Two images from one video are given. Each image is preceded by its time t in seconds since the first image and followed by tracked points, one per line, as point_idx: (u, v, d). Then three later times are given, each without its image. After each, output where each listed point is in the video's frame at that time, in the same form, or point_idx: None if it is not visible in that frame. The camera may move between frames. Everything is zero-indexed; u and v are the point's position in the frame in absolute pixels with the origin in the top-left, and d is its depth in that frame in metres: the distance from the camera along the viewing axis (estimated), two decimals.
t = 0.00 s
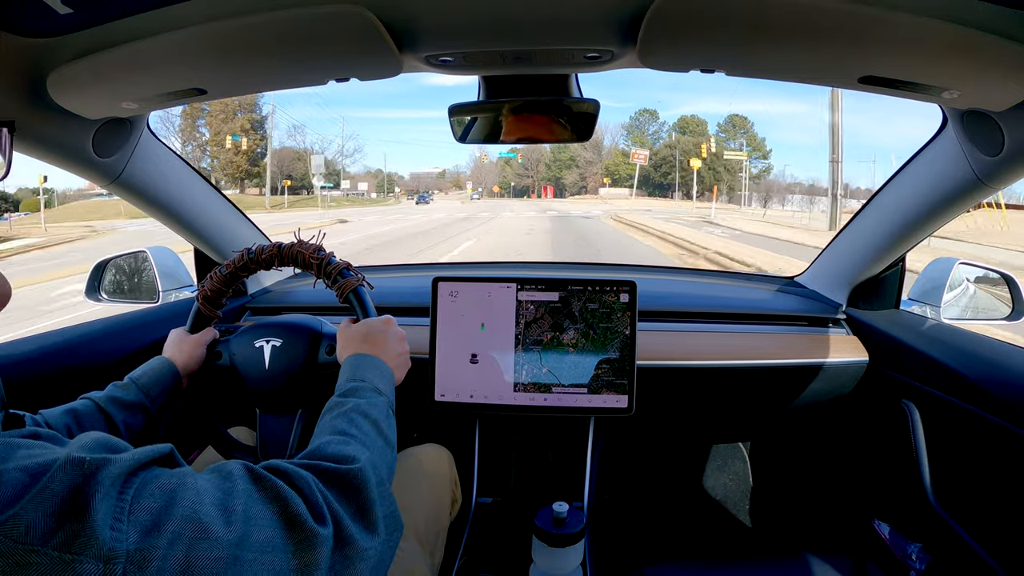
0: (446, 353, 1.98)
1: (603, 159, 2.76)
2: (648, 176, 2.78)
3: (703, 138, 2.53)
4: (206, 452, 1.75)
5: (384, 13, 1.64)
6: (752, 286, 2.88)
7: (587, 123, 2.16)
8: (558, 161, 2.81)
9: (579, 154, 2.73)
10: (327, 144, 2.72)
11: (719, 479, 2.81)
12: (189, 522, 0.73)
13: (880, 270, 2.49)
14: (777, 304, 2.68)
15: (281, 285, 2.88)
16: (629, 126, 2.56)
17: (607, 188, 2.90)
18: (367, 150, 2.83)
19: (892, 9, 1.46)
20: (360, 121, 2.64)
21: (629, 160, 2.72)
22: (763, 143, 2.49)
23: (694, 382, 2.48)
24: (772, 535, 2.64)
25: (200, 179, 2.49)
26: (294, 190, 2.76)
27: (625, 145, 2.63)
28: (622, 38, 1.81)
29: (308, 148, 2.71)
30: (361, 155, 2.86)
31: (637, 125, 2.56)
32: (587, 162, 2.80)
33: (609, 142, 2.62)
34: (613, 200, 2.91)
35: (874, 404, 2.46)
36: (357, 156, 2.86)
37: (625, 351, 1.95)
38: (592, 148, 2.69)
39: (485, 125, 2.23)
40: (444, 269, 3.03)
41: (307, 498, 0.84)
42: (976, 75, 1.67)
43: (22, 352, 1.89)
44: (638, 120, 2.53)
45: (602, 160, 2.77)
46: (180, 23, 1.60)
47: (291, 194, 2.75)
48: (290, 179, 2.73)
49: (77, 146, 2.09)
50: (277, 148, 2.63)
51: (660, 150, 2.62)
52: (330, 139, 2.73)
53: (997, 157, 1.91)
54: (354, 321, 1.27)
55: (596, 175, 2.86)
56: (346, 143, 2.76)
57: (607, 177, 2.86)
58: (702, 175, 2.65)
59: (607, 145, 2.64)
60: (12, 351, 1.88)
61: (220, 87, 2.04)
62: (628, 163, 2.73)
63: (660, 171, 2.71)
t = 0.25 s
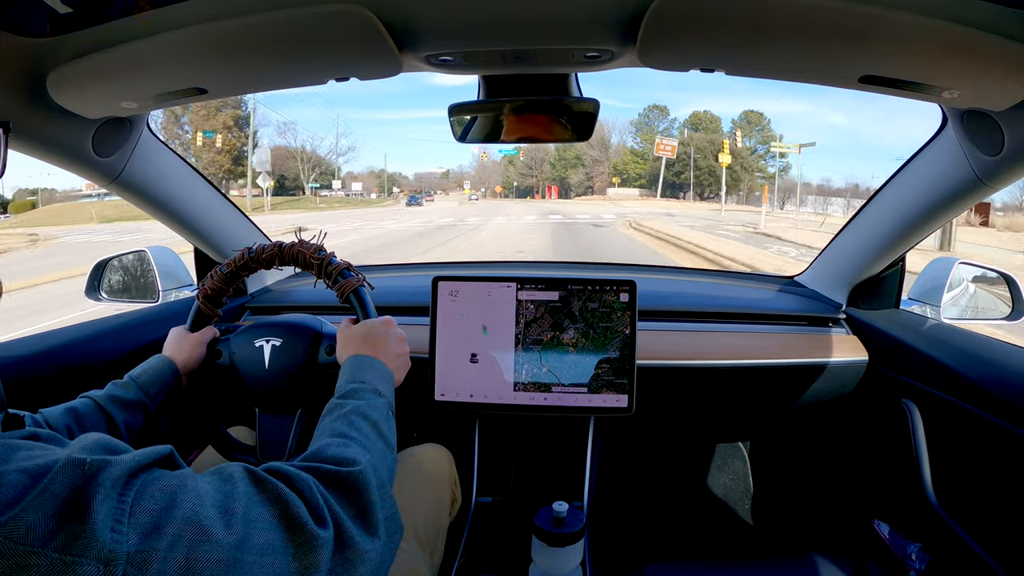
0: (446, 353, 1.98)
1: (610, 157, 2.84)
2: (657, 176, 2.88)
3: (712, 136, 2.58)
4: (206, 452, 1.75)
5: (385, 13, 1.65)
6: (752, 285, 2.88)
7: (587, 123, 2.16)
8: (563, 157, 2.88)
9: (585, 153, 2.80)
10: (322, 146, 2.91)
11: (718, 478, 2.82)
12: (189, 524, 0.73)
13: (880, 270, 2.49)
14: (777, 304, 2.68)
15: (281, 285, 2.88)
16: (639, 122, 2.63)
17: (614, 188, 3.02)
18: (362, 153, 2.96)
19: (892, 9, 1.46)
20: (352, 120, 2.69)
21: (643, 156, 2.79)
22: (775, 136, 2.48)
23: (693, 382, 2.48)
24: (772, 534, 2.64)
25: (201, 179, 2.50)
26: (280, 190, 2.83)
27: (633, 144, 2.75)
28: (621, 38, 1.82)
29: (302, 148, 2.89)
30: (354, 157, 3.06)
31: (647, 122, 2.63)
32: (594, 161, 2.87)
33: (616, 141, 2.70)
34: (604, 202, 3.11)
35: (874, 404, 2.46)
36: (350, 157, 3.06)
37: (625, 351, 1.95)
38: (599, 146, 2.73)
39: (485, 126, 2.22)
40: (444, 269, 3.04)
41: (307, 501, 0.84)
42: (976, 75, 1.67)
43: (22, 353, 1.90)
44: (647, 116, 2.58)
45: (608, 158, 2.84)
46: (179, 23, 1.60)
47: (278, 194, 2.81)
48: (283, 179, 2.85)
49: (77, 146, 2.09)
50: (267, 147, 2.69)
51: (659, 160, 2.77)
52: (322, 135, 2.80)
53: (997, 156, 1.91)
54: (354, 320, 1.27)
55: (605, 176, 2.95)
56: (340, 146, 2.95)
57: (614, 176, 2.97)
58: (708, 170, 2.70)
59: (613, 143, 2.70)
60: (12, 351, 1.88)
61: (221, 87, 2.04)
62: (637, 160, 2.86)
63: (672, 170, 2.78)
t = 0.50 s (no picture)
0: (446, 354, 1.98)
1: (617, 154, 2.66)
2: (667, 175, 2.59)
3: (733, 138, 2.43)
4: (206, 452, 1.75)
5: (385, 14, 1.65)
6: (752, 286, 2.88)
7: (587, 123, 2.16)
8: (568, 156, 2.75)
9: (591, 150, 2.63)
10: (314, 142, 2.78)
11: (719, 479, 2.83)
12: (188, 523, 0.73)
13: (881, 270, 2.48)
14: (777, 304, 2.68)
15: (281, 286, 2.88)
16: (648, 117, 2.48)
17: (623, 186, 2.75)
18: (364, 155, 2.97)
19: (892, 9, 1.46)
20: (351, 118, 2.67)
21: (648, 153, 2.56)
22: (798, 136, 2.39)
23: (694, 382, 2.48)
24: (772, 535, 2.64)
25: (201, 180, 2.50)
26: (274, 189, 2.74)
27: (640, 140, 2.54)
28: (621, 39, 1.82)
29: (291, 145, 2.77)
30: (347, 153, 2.97)
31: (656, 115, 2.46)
32: (600, 158, 2.70)
33: (622, 138, 2.55)
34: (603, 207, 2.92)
35: (874, 405, 2.46)
36: (343, 154, 2.96)
37: (625, 352, 1.95)
38: (607, 142, 2.58)
39: (485, 126, 2.22)
40: (444, 269, 3.04)
41: (306, 501, 0.84)
42: (976, 75, 1.67)
43: (22, 354, 1.90)
44: (657, 111, 2.45)
45: (614, 157, 2.68)
46: (179, 23, 1.60)
47: (269, 193, 2.70)
48: (274, 178, 2.74)
49: (77, 147, 2.09)
50: (257, 146, 2.61)
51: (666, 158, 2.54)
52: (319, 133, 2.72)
53: (997, 157, 1.91)
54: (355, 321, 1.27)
55: (613, 174, 2.76)
56: (343, 149, 2.94)
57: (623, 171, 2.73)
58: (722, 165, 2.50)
59: (620, 139, 2.56)
60: (12, 351, 1.88)
61: (221, 88, 2.04)
62: (646, 158, 2.59)
63: (686, 168, 2.53)
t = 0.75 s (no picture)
0: (446, 353, 1.98)
1: (626, 152, 2.64)
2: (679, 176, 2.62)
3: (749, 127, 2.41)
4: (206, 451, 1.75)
5: (385, 13, 1.64)
6: (752, 286, 2.88)
7: (587, 123, 2.16)
8: (574, 154, 2.72)
9: (599, 148, 2.63)
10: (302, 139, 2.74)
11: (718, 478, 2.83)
12: (190, 523, 0.73)
13: (880, 269, 2.49)
14: (777, 304, 2.68)
15: (280, 285, 2.88)
16: (658, 112, 2.48)
17: (635, 185, 2.73)
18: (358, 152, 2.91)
19: (893, 9, 1.45)
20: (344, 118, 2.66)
21: (661, 150, 2.57)
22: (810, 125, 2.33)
23: (693, 382, 2.48)
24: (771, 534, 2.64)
25: (200, 178, 2.50)
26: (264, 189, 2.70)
27: (651, 136, 2.55)
28: (622, 38, 1.81)
29: (279, 142, 2.69)
30: (340, 151, 2.91)
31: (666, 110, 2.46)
32: (608, 155, 2.66)
33: (631, 133, 2.56)
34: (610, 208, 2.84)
35: (874, 404, 2.46)
36: (335, 152, 2.90)
37: (624, 351, 1.95)
38: (614, 140, 2.58)
39: (485, 125, 2.22)
40: (444, 268, 3.04)
41: (307, 499, 0.84)
42: (976, 76, 1.68)
43: (22, 353, 1.89)
44: (669, 105, 2.43)
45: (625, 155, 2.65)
46: (179, 22, 1.60)
47: (259, 194, 2.69)
48: (265, 179, 2.69)
49: (77, 146, 2.09)
50: (245, 146, 2.56)
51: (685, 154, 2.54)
52: (306, 129, 2.65)
53: (997, 156, 1.91)
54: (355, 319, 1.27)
55: (619, 173, 2.71)
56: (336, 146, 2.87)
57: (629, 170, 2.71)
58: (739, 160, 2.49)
59: (629, 136, 2.56)
60: (11, 351, 1.88)
61: (220, 87, 2.04)
62: (658, 156, 2.59)
63: (703, 164, 2.53)
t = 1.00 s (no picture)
0: (445, 355, 1.98)
1: (636, 148, 2.63)
2: (694, 176, 2.64)
3: (767, 120, 2.40)
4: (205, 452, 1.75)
5: (385, 14, 1.65)
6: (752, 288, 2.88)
7: (587, 124, 2.16)
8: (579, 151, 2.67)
9: (606, 145, 2.60)
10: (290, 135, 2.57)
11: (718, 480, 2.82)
12: (188, 523, 0.73)
13: (880, 272, 2.48)
14: (777, 306, 2.68)
15: (280, 286, 2.88)
16: (669, 106, 2.46)
17: (645, 184, 2.71)
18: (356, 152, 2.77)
19: (892, 10, 1.45)
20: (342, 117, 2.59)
21: (671, 148, 2.56)
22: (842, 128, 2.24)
23: (693, 384, 2.48)
24: (771, 536, 2.63)
25: (200, 179, 2.50)
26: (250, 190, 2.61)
27: (662, 132, 2.54)
28: (622, 39, 1.80)
29: (265, 137, 2.54)
30: (332, 148, 2.72)
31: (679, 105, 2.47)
32: (616, 153, 2.66)
33: (643, 130, 2.57)
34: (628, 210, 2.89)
35: (874, 407, 2.46)
36: (327, 149, 2.71)
37: (624, 353, 1.95)
38: (622, 137, 2.58)
39: (485, 127, 2.22)
40: (444, 270, 3.04)
41: (305, 500, 0.84)
42: (975, 78, 1.68)
43: (21, 353, 1.89)
44: (682, 99, 2.42)
45: (635, 158, 2.66)
46: (179, 23, 1.60)
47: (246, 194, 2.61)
48: (253, 178, 2.58)
49: (77, 146, 2.09)
50: (231, 143, 2.47)
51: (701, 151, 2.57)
52: (293, 125, 2.52)
53: (996, 159, 1.91)
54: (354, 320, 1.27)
55: (628, 172, 2.70)
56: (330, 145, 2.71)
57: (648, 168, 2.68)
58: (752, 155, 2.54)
59: (638, 134, 2.58)
60: (9, 351, 1.87)
61: (221, 88, 2.04)
62: (670, 153, 2.58)
63: (721, 162, 2.57)
